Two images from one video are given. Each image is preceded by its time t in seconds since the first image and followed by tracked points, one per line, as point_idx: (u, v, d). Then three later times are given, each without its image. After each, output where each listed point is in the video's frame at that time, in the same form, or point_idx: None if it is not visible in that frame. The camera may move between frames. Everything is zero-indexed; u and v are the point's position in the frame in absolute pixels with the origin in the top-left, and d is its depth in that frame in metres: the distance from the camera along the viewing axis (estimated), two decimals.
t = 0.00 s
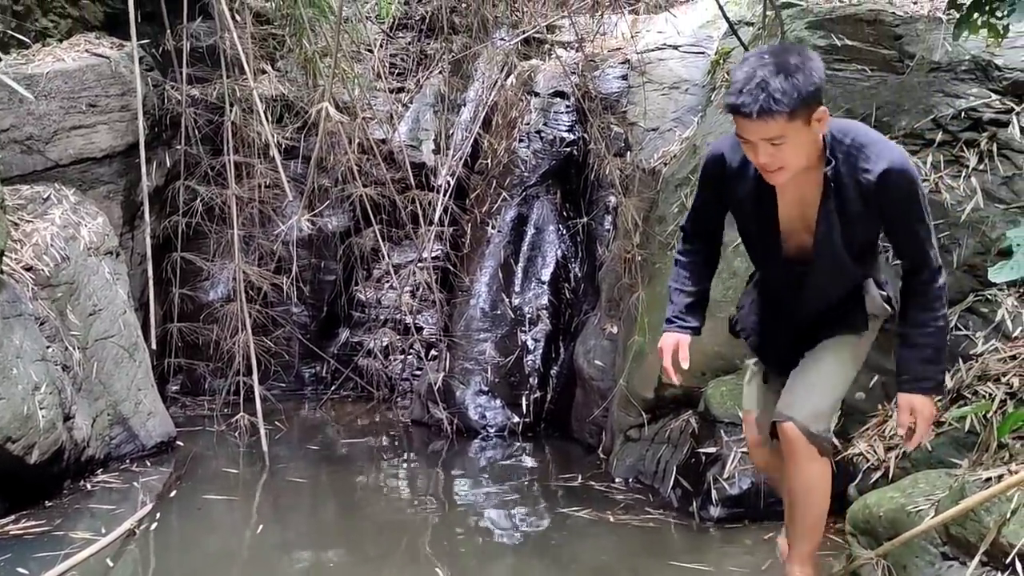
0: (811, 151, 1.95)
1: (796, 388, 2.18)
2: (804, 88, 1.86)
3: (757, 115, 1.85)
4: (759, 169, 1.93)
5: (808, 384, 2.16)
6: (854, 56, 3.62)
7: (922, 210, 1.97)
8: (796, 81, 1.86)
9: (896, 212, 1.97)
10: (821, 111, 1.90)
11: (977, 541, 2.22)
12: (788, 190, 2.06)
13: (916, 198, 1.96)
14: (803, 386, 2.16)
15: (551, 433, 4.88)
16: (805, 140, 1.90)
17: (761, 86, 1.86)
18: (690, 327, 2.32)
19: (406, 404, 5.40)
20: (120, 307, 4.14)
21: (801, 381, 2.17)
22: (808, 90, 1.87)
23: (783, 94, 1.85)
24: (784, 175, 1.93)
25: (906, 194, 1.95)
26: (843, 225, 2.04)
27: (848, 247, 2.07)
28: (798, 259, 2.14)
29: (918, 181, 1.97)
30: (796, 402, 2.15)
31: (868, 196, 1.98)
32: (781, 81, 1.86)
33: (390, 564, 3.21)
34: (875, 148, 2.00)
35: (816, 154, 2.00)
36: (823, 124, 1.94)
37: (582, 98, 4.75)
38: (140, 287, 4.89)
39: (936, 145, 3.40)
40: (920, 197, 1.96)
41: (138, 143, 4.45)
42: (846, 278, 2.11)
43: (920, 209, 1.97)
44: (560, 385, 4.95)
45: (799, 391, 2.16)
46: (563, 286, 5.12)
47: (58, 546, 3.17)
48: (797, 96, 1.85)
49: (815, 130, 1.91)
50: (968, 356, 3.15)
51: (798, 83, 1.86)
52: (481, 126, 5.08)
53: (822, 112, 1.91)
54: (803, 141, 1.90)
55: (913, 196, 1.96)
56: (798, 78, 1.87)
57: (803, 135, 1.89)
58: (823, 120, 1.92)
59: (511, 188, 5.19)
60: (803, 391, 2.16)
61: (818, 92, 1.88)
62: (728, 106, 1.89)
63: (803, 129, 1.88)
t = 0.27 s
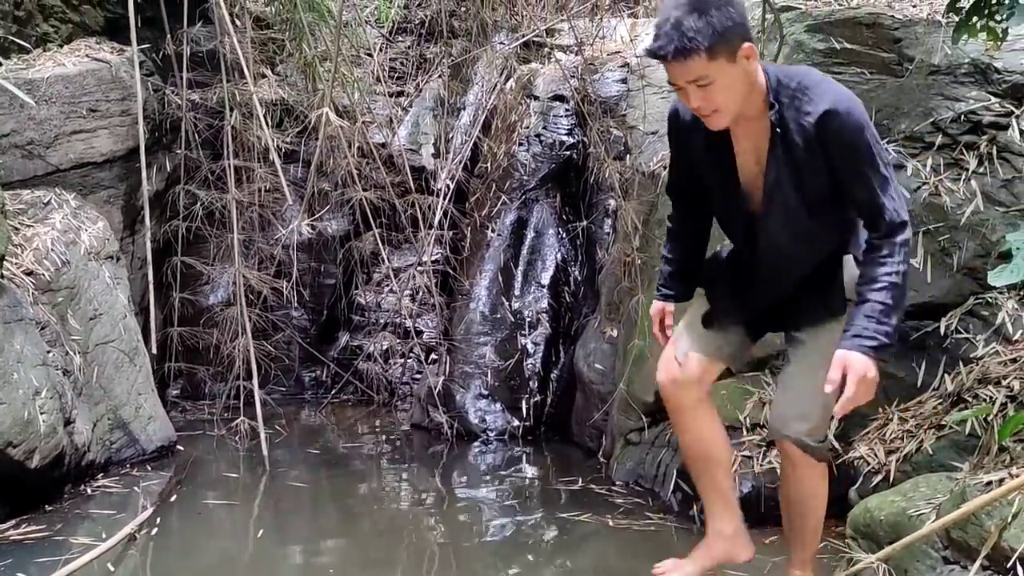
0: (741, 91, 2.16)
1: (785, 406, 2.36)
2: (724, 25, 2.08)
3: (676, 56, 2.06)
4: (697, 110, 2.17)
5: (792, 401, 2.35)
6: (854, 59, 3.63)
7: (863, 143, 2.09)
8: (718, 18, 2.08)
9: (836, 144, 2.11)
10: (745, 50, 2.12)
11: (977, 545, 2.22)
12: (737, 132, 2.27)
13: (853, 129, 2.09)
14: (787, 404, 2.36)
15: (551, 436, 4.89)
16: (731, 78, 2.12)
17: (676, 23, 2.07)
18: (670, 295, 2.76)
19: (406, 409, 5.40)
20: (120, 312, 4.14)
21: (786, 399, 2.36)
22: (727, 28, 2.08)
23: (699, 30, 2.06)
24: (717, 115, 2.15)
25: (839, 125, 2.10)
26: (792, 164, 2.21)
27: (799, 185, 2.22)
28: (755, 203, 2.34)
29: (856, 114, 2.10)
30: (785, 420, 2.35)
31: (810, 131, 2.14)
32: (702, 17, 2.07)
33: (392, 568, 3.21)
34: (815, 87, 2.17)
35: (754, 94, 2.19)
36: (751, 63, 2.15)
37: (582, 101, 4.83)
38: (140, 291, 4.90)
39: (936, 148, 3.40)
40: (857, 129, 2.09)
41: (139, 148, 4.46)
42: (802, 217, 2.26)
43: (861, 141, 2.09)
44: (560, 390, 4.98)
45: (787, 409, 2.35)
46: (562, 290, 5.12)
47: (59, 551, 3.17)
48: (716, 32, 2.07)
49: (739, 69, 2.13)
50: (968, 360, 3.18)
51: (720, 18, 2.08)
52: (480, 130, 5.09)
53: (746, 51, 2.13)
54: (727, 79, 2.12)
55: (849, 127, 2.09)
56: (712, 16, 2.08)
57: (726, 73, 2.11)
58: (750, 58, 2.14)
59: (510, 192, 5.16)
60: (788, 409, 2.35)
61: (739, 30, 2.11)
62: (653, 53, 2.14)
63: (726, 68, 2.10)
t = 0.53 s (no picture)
0: (652, 90, 2.00)
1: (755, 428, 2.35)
2: (618, 26, 1.91)
3: (576, 63, 1.90)
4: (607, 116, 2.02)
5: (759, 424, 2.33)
6: (859, 59, 3.61)
7: (785, 129, 1.95)
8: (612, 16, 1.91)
9: (758, 134, 1.97)
10: (644, 45, 1.96)
11: (983, 546, 2.22)
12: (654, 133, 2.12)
13: (773, 116, 1.96)
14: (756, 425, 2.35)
15: (556, 437, 4.88)
16: (639, 78, 1.96)
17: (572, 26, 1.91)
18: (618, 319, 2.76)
19: (411, 410, 5.40)
20: (125, 313, 4.15)
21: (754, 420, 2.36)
22: (623, 25, 1.92)
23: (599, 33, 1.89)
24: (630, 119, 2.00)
25: (760, 114, 1.96)
26: (714, 161, 2.06)
27: (725, 181, 2.07)
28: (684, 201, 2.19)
29: (773, 98, 1.96)
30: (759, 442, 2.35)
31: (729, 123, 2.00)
32: (598, 18, 1.91)
33: (397, 569, 3.21)
34: (729, 73, 2.02)
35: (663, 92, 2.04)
36: (654, 60, 2.00)
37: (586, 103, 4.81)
38: (145, 292, 4.90)
39: (941, 147, 3.39)
40: (777, 115, 1.96)
41: (143, 150, 4.47)
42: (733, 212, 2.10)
43: (784, 129, 1.95)
44: (565, 390, 4.94)
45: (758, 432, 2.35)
46: (567, 291, 5.11)
47: (65, 552, 3.18)
48: (615, 32, 1.91)
49: (644, 68, 1.97)
50: (974, 360, 3.20)
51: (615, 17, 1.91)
52: (485, 131, 5.12)
53: (647, 46, 1.96)
54: (637, 79, 1.96)
55: (767, 114, 1.96)
56: (606, 16, 1.92)
57: (632, 75, 1.95)
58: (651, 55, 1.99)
59: (514, 193, 5.15)
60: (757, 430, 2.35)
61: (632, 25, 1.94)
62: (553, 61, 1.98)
63: (631, 68, 1.94)
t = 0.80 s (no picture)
0: (587, 164, 2.19)
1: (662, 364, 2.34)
2: (546, 113, 2.12)
3: (512, 155, 2.15)
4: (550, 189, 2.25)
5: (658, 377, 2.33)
6: (869, 52, 3.51)
7: (704, 203, 1.97)
8: (542, 105, 2.13)
9: (683, 208, 2.01)
10: (575, 125, 2.15)
11: (997, 541, 2.21)
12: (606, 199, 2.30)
13: (691, 189, 1.98)
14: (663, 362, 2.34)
15: (566, 433, 4.86)
16: (573, 156, 2.17)
17: (505, 115, 2.15)
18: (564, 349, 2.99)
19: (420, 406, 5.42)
20: (136, 309, 4.17)
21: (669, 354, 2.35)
22: (554, 112, 2.13)
23: (530, 122, 2.11)
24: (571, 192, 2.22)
25: (680, 187, 2.00)
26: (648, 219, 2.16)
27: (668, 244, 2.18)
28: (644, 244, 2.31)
29: (696, 169, 1.99)
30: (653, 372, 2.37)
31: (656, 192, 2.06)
32: (531, 106, 2.13)
33: (407, 563, 3.22)
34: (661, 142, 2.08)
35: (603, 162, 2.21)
36: (587, 135, 2.18)
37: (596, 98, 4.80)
38: (156, 288, 4.92)
39: (954, 141, 3.35)
40: (695, 189, 1.98)
41: (154, 146, 4.48)
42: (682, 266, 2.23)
43: (702, 203, 1.97)
44: (575, 385, 4.85)
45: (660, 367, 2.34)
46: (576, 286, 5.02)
47: (78, 545, 3.20)
48: (544, 118, 2.12)
49: (576, 146, 2.17)
50: (986, 355, 3.20)
51: (546, 105, 2.13)
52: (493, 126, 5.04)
53: (577, 125, 2.15)
54: (569, 159, 2.16)
55: (686, 188, 1.99)
56: (529, 105, 2.13)
57: (564, 155, 2.15)
58: (584, 130, 2.17)
59: (524, 188, 5.16)
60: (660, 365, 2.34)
61: (565, 110, 2.14)
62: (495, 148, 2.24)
63: (563, 150, 2.15)
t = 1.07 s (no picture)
0: (569, 266, 2.00)
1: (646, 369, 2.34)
2: (516, 220, 1.95)
3: (487, 258, 1.99)
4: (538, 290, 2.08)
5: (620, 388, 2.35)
6: (888, 40, 3.51)
7: (655, 322, 1.86)
8: (514, 208, 1.95)
9: (641, 319, 1.91)
10: (551, 228, 1.97)
11: (1014, 531, 2.19)
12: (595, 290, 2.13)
13: (644, 304, 1.87)
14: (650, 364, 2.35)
15: (578, 423, 4.90)
16: (554, 258, 1.98)
17: (477, 218, 1.99)
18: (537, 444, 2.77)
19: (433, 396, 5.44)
20: (153, 300, 4.19)
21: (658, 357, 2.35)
22: (527, 217, 1.95)
23: (501, 227, 1.95)
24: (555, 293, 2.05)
25: (636, 300, 1.89)
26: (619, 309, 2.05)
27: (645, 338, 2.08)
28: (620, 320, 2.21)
29: (652, 282, 1.86)
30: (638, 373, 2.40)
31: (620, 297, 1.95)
32: (499, 208, 1.97)
33: (423, 552, 3.24)
34: (626, 242, 1.93)
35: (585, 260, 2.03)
36: (566, 236, 1.98)
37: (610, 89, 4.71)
38: (172, 279, 4.96)
39: (972, 131, 3.32)
40: (647, 305, 1.87)
41: (170, 137, 4.49)
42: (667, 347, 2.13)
43: (653, 321, 1.87)
44: (587, 375, 4.95)
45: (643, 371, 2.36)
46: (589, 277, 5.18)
47: (98, 532, 3.23)
48: (514, 227, 1.95)
49: (553, 251, 1.98)
50: (1003, 346, 3.18)
51: (517, 209, 1.95)
52: (507, 116, 5.01)
53: (553, 228, 1.97)
54: (548, 265, 1.98)
55: (641, 302, 1.88)
56: (504, 206, 1.96)
57: (540, 260, 1.98)
58: (562, 232, 1.98)
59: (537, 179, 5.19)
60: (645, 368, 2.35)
61: (538, 212, 1.97)
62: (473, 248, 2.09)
63: (539, 255, 1.97)
